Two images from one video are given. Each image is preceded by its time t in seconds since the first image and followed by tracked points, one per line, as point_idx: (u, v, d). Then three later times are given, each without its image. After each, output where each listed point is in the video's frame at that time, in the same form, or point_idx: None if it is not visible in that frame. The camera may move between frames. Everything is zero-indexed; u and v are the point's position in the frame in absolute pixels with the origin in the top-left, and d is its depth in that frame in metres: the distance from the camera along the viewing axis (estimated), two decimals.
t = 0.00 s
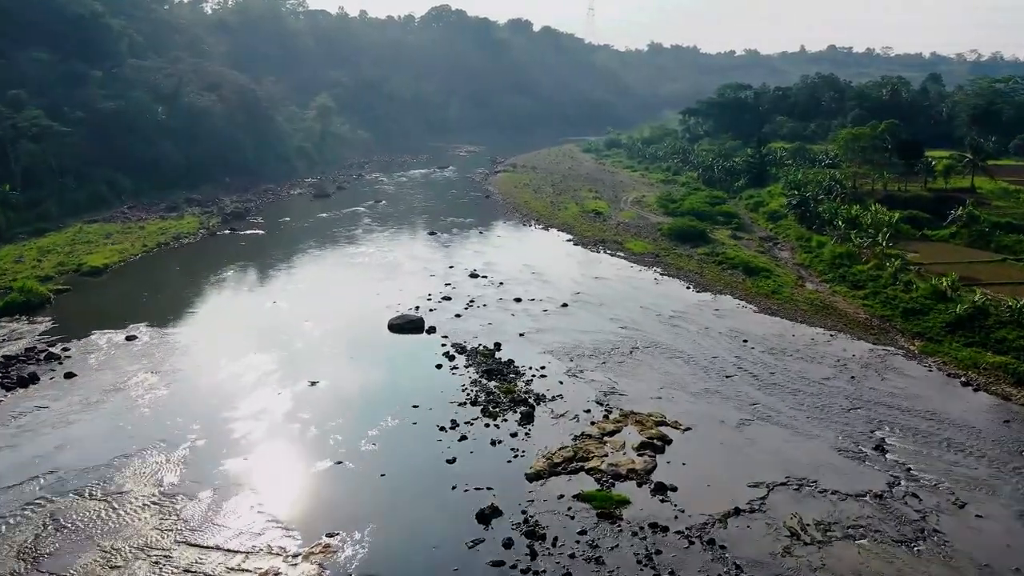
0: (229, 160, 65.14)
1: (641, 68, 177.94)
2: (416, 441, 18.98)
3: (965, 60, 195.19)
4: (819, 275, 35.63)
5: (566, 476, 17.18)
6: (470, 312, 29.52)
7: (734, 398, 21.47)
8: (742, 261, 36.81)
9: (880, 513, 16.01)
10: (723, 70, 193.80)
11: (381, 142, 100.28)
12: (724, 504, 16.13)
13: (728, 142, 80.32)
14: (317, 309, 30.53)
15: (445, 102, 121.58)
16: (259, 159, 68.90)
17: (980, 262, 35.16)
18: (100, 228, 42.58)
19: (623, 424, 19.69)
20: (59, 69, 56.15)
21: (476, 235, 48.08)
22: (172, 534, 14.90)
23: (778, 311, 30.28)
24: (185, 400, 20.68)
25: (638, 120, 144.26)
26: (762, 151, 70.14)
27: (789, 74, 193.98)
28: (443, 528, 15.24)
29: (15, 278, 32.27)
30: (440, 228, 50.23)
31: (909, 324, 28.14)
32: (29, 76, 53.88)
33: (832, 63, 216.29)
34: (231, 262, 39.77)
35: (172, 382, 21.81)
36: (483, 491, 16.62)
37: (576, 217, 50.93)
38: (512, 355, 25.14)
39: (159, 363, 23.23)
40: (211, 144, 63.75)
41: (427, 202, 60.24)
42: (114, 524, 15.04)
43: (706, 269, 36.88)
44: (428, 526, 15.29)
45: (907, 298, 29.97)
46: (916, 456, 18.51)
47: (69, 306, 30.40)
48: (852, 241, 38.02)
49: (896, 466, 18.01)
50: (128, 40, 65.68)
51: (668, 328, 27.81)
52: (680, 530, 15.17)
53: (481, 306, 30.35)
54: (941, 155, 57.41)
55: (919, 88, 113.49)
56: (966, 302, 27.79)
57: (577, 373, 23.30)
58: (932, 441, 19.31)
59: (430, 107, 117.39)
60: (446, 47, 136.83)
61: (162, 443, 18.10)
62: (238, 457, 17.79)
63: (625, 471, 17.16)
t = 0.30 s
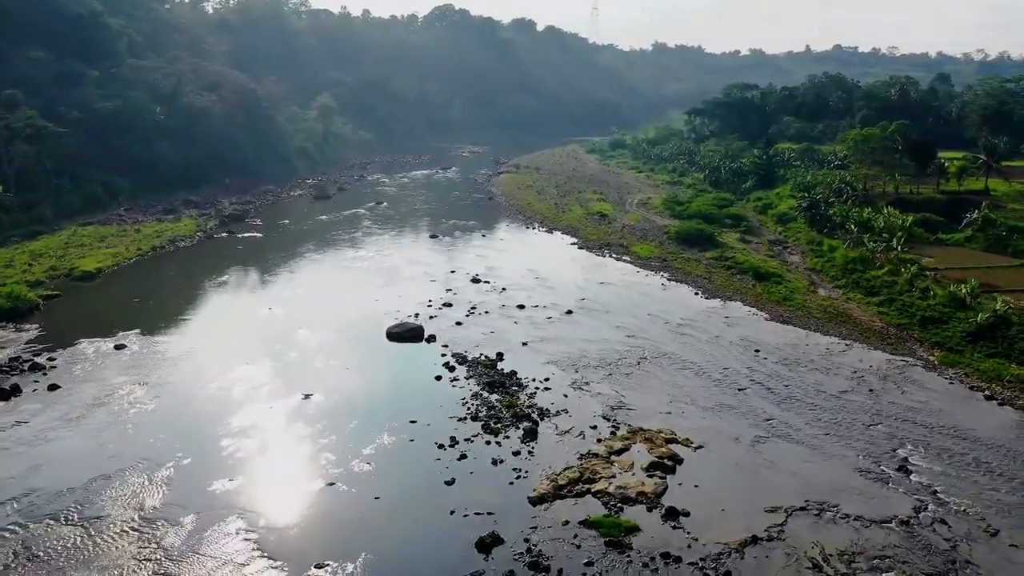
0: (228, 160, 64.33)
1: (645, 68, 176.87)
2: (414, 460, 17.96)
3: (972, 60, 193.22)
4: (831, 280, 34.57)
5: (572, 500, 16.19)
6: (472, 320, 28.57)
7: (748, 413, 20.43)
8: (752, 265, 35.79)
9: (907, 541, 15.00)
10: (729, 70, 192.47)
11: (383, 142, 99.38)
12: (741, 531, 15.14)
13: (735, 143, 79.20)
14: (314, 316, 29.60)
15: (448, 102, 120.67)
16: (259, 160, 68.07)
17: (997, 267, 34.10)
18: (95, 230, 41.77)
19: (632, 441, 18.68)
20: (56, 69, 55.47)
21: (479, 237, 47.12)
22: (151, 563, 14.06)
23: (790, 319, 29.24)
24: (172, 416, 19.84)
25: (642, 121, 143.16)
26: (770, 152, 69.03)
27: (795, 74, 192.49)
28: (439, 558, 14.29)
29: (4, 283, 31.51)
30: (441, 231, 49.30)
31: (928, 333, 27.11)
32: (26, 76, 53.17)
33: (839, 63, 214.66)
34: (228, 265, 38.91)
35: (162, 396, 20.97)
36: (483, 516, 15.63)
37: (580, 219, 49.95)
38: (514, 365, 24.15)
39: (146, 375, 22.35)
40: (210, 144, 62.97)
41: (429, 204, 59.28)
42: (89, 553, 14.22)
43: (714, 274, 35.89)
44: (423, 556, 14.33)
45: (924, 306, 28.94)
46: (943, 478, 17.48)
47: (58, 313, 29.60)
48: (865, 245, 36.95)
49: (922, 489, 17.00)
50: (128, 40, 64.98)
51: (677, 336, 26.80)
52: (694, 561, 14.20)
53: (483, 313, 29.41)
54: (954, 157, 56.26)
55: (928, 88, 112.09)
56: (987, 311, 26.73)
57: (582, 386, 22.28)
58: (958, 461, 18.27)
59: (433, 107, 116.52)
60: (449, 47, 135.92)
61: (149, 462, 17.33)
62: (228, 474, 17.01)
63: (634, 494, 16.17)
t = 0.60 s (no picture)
0: (228, 161, 63.52)
1: (650, 68, 175.56)
2: (411, 481, 17.02)
3: (979, 59, 191.14)
4: (845, 286, 33.49)
5: (579, 526, 15.22)
6: (474, 328, 27.59)
7: (763, 430, 19.39)
8: (763, 271, 34.74)
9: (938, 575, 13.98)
10: (734, 70, 191.12)
11: (386, 143, 98.45)
12: (759, 563, 14.14)
13: (742, 144, 77.95)
14: (312, 324, 28.71)
15: (452, 102, 119.75)
16: (259, 160, 67.23)
17: (1017, 273, 32.97)
18: (90, 233, 40.97)
19: (641, 461, 17.69)
20: (54, 69, 54.78)
21: (482, 240, 46.17)
22: None
23: (804, 328, 28.16)
24: (157, 432, 18.99)
25: (648, 121, 141.95)
26: (778, 153, 67.87)
27: (801, 74, 190.80)
28: None
29: None
30: (443, 234, 48.31)
31: (948, 343, 26.02)
32: (23, 75, 52.44)
33: (846, 63, 213.00)
34: (224, 270, 38.07)
35: (149, 410, 20.14)
36: (483, 545, 14.69)
37: (585, 222, 48.90)
38: (518, 377, 23.16)
39: (133, 387, 21.50)
40: (210, 145, 62.18)
41: (432, 206, 58.37)
42: None
43: (724, 280, 34.82)
44: None
45: (943, 314, 27.84)
46: (972, 502, 16.44)
47: (46, 320, 28.74)
48: (879, 250, 35.84)
49: (952, 515, 15.96)
50: (127, 39, 64.32)
51: (686, 346, 25.75)
52: None
53: (485, 320, 28.42)
54: (968, 158, 55.00)
55: (937, 88, 110.57)
56: (1011, 320, 25.63)
57: (589, 400, 21.28)
58: (988, 484, 17.22)
59: (436, 107, 115.55)
60: (452, 46, 134.99)
61: (126, 486, 16.53)
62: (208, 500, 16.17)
63: (644, 521, 15.18)
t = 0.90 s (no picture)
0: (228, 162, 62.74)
1: (656, 68, 174.35)
2: (407, 506, 16.06)
3: (987, 58, 189.18)
4: (860, 293, 32.38)
5: (586, 558, 14.25)
6: (476, 336, 26.61)
7: (781, 449, 18.35)
8: (774, 276, 33.68)
9: None
10: (741, 70, 189.68)
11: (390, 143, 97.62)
12: None
13: (750, 144, 76.76)
14: (309, 331, 27.82)
15: (455, 102, 118.85)
16: (260, 161, 66.45)
17: None
18: (85, 236, 40.18)
19: (652, 483, 16.69)
20: (52, 69, 54.11)
21: (485, 243, 45.19)
22: None
23: (819, 337, 27.09)
24: (143, 450, 18.25)
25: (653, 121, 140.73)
26: (787, 154, 66.72)
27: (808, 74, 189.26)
28: None
29: None
30: (446, 237, 47.38)
31: (970, 353, 24.95)
32: (20, 75, 51.73)
33: (853, 63, 211.16)
34: (221, 273, 37.18)
35: (137, 425, 19.42)
36: None
37: (591, 225, 47.93)
38: (522, 389, 22.17)
39: (118, 401, 20.66)
40: (210, 145, 61.41)
41: (435, 208, 57.47)
42: None
43: (735, 286, 33.79)
44: None
45: (964, 323, 26.76)
46: (1007, 530, 15.38)
47: (34, 329, 27.93)
48: (895, 255, 34.76)
49: (985, 544, 14.91)
50: (127, 39, 63.59)
51: (695, 357, 24.69)
52: None
53: (488, 328, 27.45)
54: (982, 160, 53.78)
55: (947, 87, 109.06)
56: None
57: (596, 415, 20.27)
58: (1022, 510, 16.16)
59: (440, 107, 114.66)
60: (457, 46, 134.12)
61: (107, 512, 15.82)
62: (192, 526, 15.40)
63: (657, 551, 14.18)
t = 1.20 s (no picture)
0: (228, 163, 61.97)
1: (661, 68, 173.03)
2: (403, 532, 15.10)
3: (996, 58, 187.09)
4: (875, 300, 31.31)
5: None
6: (477, 346, 25.65)
7: (799, 471, 17.30)
8: (786, 282, 32.64)
9: None
10: (746, 70, 188.42)
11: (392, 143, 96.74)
12: None
13: (758, 145, 75.65)
14: (305, 339, 26.93)
15: (459, 102, 117.91)
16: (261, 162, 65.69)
17: None
18: (80, 238, 39.44)
19: (663, 509, 15.68)
20: (50, 68, 53.42)
21: (488, 246, 44.25)
22: None
23: (835, 348, 25.99)
24: (128, 469, 17.59)
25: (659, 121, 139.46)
26: (796, 154, 65.58)
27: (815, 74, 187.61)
28: None
29: None
30: (449, 239, 46.42)
31: (994, 366, 23.85)
32: (17, 74, 51.04)
33: (859, 62, 209.58)
34: (218, 278, 36.37)
35: (122, 442, 18.72)
36: None
37: (596, 227, 46.93)
38: (525, 403, 21.17)
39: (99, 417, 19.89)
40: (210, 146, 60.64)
41: (438, 209, 56.60)
42: None
43: (745, 292, 32.75)
44: None
45: (987, 332, 25.65)
46: None
47: (20, 339, 27.19)
48: (911, 260, 33.65)
49: None
50: (126, 38, 62.88)
51: (706, 369, 23.65)
52: None
53: (491, 338, 26.48)
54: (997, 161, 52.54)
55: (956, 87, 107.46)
56: None
57: (603, 433, 19.24)
58: None
59: (444, 107, 113.70)
60: (461, 46, 133.23)
61: (87, 535, 15.21)
62: (174, 547, 14.78)
63: None
